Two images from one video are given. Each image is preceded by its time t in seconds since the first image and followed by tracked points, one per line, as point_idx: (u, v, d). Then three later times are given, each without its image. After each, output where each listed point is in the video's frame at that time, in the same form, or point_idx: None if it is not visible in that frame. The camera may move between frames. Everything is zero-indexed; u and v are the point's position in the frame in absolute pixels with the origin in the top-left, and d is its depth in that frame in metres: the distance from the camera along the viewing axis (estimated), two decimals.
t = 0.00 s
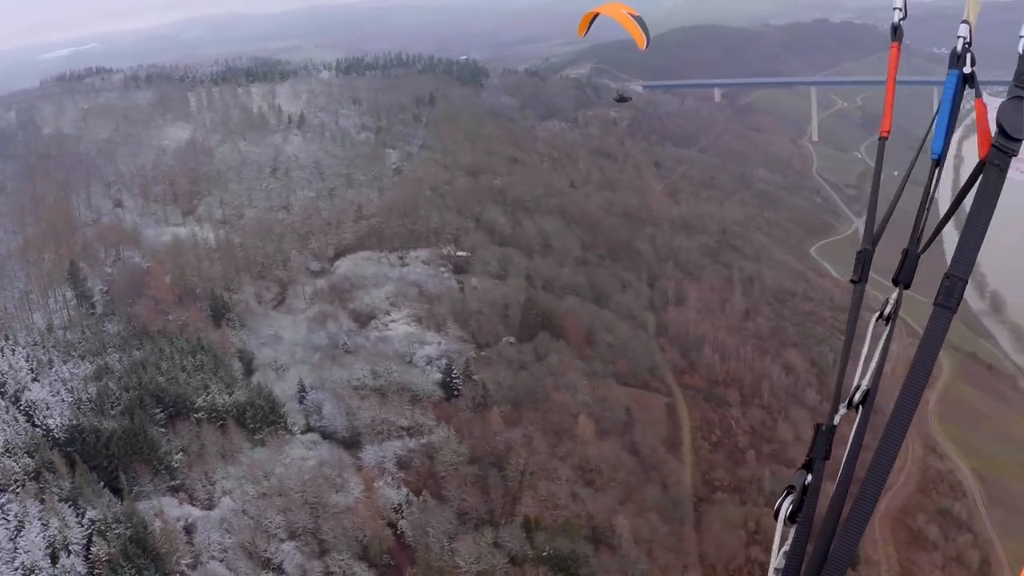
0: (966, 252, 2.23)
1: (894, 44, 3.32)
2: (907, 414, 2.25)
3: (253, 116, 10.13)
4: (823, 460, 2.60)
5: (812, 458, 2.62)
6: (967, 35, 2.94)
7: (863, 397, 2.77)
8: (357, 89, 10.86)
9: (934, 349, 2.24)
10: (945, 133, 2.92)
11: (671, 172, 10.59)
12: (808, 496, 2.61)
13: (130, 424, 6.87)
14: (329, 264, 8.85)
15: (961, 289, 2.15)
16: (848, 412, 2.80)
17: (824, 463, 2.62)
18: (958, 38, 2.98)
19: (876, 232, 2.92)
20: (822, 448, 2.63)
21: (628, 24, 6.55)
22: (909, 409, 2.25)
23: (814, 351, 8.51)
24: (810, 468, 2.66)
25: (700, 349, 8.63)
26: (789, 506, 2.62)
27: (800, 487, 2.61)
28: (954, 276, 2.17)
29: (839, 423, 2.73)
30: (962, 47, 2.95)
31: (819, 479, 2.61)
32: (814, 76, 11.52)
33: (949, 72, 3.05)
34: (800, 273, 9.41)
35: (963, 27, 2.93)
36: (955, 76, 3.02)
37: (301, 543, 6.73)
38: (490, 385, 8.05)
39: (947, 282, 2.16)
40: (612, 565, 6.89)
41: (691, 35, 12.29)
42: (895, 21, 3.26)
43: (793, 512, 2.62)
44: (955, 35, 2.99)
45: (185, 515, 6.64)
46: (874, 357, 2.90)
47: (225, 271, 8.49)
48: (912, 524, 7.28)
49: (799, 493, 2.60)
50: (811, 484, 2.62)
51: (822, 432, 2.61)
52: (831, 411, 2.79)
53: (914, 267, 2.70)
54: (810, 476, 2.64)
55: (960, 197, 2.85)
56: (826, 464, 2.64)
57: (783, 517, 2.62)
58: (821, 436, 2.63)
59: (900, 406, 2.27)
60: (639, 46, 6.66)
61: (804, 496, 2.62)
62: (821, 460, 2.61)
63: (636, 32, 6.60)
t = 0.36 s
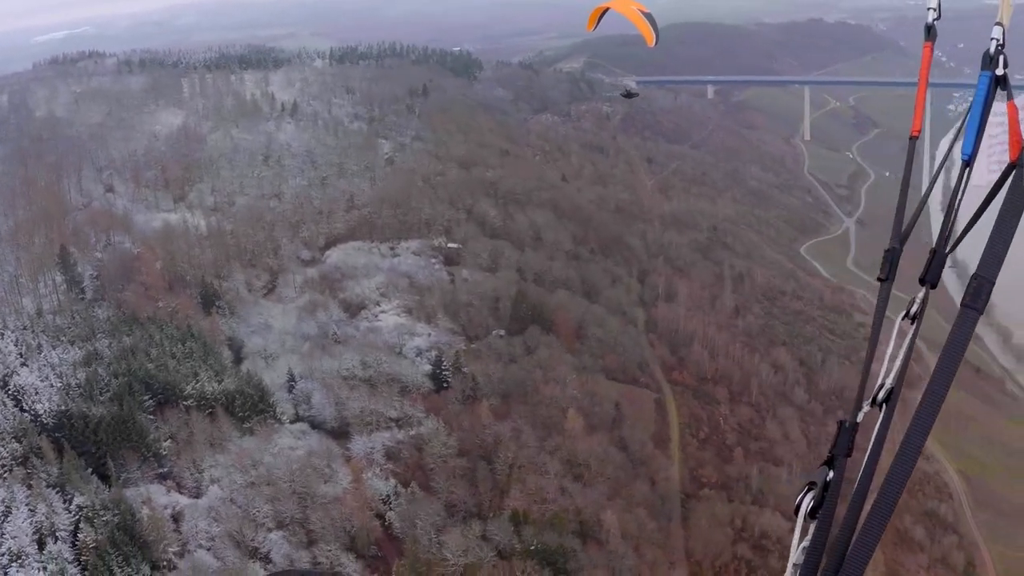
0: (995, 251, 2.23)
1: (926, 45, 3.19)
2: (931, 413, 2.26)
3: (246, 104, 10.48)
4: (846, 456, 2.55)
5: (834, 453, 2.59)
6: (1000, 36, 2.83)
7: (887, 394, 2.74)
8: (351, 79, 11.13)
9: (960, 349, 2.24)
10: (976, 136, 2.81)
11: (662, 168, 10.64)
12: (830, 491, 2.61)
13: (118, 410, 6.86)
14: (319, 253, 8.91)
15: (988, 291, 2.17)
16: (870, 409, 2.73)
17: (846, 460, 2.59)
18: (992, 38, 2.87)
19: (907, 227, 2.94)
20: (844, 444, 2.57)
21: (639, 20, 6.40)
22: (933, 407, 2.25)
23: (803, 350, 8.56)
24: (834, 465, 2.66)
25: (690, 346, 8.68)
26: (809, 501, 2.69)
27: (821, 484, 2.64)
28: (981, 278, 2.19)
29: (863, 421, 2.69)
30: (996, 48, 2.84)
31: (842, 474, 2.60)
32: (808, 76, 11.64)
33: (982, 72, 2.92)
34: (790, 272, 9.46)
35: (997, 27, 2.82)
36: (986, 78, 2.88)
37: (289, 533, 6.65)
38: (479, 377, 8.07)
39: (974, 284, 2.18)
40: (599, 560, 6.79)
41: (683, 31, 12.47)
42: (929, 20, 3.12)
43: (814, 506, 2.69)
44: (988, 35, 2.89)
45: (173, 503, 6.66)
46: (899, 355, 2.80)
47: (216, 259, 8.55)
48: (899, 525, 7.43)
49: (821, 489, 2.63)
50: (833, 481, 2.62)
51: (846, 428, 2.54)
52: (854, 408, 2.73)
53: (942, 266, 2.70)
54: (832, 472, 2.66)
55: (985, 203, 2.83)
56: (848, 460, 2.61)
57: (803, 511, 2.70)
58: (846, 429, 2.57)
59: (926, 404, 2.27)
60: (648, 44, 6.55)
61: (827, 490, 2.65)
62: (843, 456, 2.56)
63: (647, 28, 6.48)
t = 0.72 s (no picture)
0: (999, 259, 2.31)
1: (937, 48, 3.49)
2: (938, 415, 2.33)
3: (240, 101, 10.40)
4: (850, 457, 2.64)
5: (838, 455, 2.68)
6: (1011, 41, 2.99)
7: (891, 397, 2.90)
8: (345, 76, 11.03)
9: (963, 352, 2.33)
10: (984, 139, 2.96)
11: (655, 169, 10.64)
12: (833, 493, 2.67)
13: (111, 408, 6.96)
14: (312, 252, 8.90)
15: (995, 295, 2.25)
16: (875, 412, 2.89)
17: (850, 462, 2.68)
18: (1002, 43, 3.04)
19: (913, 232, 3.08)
20: (848, 445, 2.66)
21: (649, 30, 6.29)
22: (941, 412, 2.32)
23: (795, 352, 8.63)
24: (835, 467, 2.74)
25: (682, 347, 8.72)
26: (811, 503, 2.72)
27: (824, 485, 2.71)
28: (987, 284, 2.28)
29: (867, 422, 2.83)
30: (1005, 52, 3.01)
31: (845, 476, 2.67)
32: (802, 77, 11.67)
33: (993, 77, 3.15)
34: (782, 274, 9.50)
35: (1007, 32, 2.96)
36: (997, 83, 3.12)
37: (282, 533, 6.78)
38: (472, 377, 8.08)
39: (980, 288, 2.27)
40: (592, 562, 6.95)
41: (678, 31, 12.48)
42: (940, 25, 3.39)
43: (816, 508, 2.71)
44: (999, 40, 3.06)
45: (165, 501, 6.77)
46: (904, 358, 3.00)
47: (209, 256, 8.61)
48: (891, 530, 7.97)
49: (823, 491, 2.68)
50: (836, 482, 2.69)
51: (850, 430, 2.63)
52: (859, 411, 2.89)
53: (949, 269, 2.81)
54: (835, 474, 2.72)
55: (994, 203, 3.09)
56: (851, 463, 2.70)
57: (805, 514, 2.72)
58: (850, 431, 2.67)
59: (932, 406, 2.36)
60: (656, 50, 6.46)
61: (829, 492, 2.69)
62: (847, 458, 2.65)
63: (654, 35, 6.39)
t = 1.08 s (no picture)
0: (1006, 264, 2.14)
1: (947, 58, 3.34)
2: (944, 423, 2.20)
3: (241, 107, 10.37)
4: (854, 466, 2.56)
5: (843, 463, 2.59)
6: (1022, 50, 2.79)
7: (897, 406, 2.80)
8: (347, 84, 10.96)
9: (970, 361, 2.17)
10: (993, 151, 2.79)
11: (656, 177, 10.67)
12: (837, 501, 2.59)
13: (114, 415, 7.05)
14: (314, 259, 8.92)
15: (1002, 305, 2.07)
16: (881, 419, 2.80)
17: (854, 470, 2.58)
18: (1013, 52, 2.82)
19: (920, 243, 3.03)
20: (853, 452, 2.59)
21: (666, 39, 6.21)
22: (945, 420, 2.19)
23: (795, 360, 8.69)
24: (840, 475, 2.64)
25: (684, 355, 8.72)
26: (816, 510, 2.63)
27: (828, 492, 2.61)
28: (994, 291, 2.10)
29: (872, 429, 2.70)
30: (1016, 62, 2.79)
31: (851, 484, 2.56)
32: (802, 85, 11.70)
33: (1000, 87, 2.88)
34: (783, 282, 9.52)
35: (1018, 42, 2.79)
36: (1007, 92, 2.84)
37: (284, 541, 6.85)
38: (475, 385, 8.08)
39: (986, 298, 2.09)
40: (596, 570, 7.01)
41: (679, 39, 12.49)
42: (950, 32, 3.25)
43: (820, 515, 2.63)
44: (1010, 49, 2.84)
45: (168, 509, 6.82)
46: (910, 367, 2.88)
47: (211, 262, 8.65)
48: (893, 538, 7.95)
49: (827, 498, 2.60)
50: (841, 488, 2.59)
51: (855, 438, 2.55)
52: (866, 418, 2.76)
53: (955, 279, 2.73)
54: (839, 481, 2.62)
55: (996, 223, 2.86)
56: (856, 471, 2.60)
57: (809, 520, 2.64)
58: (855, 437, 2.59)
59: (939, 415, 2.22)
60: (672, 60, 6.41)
61: (834, 500, 2.60)
62: (851, 466, 2.56)
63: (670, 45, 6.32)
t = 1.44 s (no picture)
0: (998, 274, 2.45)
1: (937, 63, 3.59)
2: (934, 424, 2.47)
3: (240, 118, 10.72)
4: (844, 471, 2.68)
5: (833, 469, 2.71)
6: (1014, 53, 3.03)
7: (887, 412, 2.91)
8: (345, 93, 11.34)
9: (959, 367, 2.45)
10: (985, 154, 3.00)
11: (655, 184, 10.71)
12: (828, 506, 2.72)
13: (117, 428, 7.03)
14: (315, 269, 9.01)
15: (990, 310, 2.38)
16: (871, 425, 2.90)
17: (843, 475, 2.70)
18: (1005, 57, 3.07)
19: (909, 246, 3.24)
20: (842, 458, 2.69)
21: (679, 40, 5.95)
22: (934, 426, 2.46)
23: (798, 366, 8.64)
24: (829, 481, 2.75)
25: (686, 362, 8.72)
26: (806, 515, 2.74)
27: (818, 497, 2.73)
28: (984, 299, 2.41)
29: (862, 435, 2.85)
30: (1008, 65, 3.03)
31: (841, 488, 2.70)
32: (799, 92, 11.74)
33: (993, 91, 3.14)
34: (784, 289, 9.53)
35: (1010, 45, 3.03)
36: (998, 96, 3.09)
37: (289, 553, 6.75)
38: (478, 395, 8.07)
39: (977, 304, 2.40)
40: None
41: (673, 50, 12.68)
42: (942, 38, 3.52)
43: (810, 520, 2.74)
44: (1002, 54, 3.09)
45: (173, 521, 6.82)
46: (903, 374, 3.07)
47: (212, 274, 8.73)
48: (897, 542, 7.97)
49: (817, 503, 2.72)
50: (831, 493, 2.73)
51: (846, 442, 2.68)
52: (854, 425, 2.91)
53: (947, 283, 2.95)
54: (829, 486, 2.75)
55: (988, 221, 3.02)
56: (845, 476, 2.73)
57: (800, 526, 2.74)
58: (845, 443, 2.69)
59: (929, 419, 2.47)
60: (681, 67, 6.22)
61: (823, 505, 2.72)
62: (841, 471, 2.68)
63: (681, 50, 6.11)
